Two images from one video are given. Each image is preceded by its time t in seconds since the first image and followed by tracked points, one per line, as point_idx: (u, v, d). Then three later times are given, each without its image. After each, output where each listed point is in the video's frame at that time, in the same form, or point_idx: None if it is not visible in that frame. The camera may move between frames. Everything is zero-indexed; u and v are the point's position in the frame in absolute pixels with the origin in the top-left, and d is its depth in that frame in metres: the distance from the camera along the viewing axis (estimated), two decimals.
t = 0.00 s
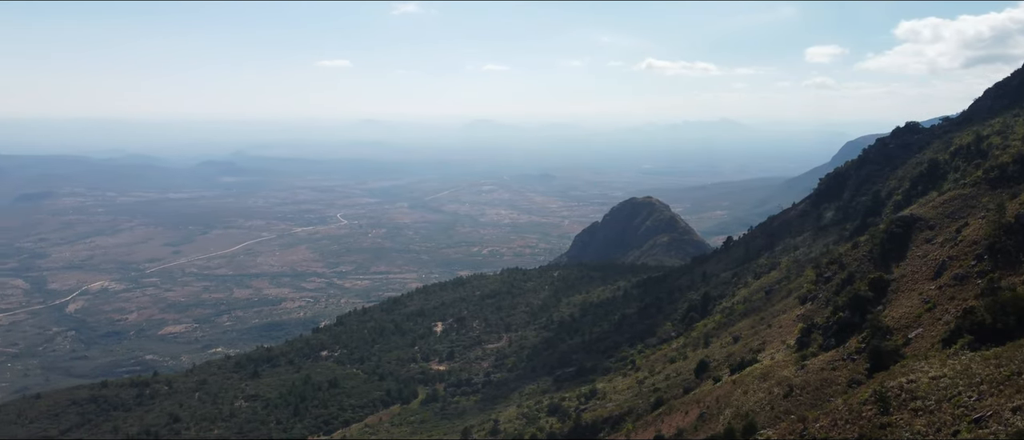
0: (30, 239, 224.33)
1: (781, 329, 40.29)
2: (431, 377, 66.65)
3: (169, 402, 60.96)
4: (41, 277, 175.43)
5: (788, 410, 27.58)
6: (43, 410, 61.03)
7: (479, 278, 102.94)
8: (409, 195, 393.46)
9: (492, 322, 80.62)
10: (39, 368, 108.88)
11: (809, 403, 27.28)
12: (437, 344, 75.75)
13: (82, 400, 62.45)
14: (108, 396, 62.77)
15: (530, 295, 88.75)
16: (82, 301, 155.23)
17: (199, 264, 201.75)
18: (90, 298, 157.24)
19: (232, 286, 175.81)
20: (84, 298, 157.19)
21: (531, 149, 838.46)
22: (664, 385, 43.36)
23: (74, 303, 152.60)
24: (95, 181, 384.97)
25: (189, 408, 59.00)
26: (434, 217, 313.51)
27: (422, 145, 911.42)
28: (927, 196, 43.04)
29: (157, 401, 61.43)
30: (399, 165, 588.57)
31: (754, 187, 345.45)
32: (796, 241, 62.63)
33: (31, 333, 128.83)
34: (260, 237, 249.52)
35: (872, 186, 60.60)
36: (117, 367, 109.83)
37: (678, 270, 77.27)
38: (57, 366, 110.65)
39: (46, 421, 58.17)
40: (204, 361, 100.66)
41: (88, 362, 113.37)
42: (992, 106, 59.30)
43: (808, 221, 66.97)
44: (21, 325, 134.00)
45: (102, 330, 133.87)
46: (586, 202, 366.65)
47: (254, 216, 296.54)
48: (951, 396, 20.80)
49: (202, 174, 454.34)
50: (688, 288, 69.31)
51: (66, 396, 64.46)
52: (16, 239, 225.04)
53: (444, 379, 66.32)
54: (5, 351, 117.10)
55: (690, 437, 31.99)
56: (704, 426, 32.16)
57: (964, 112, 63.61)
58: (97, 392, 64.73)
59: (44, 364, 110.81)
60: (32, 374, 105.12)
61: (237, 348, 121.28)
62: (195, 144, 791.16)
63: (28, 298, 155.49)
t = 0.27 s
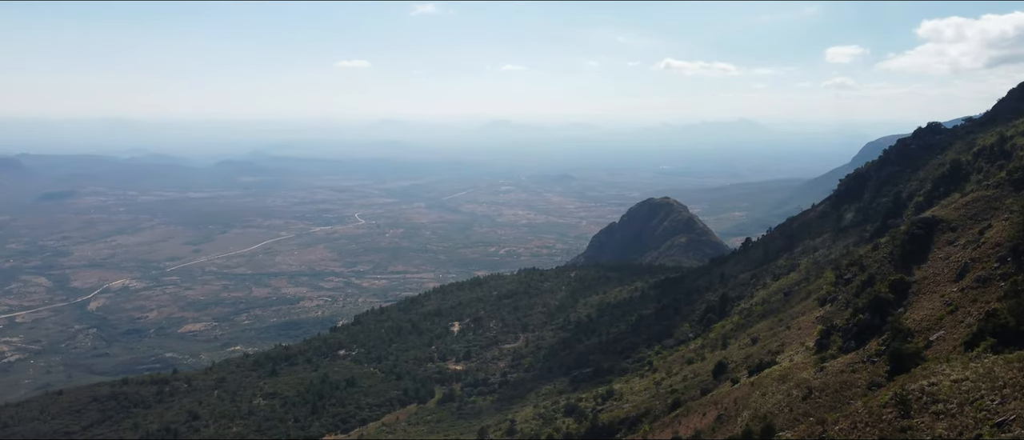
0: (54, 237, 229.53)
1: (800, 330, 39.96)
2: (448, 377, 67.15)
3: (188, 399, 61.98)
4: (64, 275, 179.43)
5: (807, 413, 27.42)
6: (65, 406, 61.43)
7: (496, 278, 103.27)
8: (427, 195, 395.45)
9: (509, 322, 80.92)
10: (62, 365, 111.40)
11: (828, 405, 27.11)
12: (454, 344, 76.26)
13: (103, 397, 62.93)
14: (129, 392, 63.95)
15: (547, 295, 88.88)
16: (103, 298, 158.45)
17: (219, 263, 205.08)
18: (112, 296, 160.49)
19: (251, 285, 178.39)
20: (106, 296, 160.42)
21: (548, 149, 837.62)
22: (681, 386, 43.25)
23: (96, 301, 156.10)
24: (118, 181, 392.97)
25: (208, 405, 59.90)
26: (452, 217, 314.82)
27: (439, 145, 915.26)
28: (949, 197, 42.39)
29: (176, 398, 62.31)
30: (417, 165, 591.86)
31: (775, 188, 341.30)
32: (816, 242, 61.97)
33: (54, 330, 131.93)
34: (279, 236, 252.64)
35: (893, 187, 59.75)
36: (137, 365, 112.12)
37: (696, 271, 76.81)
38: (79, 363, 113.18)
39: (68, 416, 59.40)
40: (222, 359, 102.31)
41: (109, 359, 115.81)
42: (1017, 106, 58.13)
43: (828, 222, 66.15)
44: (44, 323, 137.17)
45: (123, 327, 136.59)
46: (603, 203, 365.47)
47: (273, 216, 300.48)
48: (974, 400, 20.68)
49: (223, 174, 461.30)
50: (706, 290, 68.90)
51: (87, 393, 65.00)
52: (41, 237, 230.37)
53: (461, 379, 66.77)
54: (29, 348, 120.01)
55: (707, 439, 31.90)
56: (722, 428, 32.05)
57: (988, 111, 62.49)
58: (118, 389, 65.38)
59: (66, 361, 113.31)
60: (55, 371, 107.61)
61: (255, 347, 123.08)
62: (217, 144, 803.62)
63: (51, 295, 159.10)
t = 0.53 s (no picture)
0: (77, 236, 234.78)
1: (819, 333, 39.60)
2: (466, 377, 67.63)
3: (208, 396, 63.06)
4: (87, 273, 183.60)
5: (827, 416, 27.26)
6: (88, 401, 62.73)
7: (514, 278, 103.54)
8: (445, 195, 397.18)
9: (527, 322, 81.15)
10: (85, 362, 113.98)
11: (848, 408, 26.93)
12: (471, 344, 76.73)
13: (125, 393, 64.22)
14: (151, 389, 65.23)
15: (565, 296, 88.93)
16: (125, 297, 161.77)
17: (239, 262, 208.25)
18: (133, 295, 163.75)
19: (270, 284, 180.92)
20: (127, 294, 163.76)
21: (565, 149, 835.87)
22: (699, 388, 43.10)
23: (118, 299, 159.53)
24: (141, 181, 400.63)
25: (228, 403, 60.87)
26: (469, 217, 315.89)
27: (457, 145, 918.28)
28: (974, 198, 41.73)
29: (197, 396, 63.44)
30: (434, 165, 594.88)
31: (796, 189, 336.82)
32: (836, 244, 61.24)
33: (77, 328, 134.91)
34: (298, 235, 255.76)
35: (916, 188, 58.88)
36: (158, 363, 114.39)
37: (714, 272, 76.30)
38: (100, 360, 115.63)
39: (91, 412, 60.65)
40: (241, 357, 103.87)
41: (130, 357, 118.14)
42: None
43: (849, 224, 65.29)
44: (67, 320, 140.41)
45: (144, 325, 139.38)
46: (621, 203, 363.81)
47: (292, 215, 304.16)
48: (998, 404, 20.55)
49: (243, 174, 467.86)
50: (725, 291, 68.42)
51: (109, 390, 65.75)
52: (65, 235, 235.63)
53: (478, 378, 67.18)
54: (53, 345, 122.94)
55: None
56: (740, 430, 31.94)
57: (1014, 111, 61.31)
58: (140, 386, 66.67)
59: (88, 358, 115.85)
60: (78, 368, 110.13)
61: (274, 345, 124.80)
62: (238, 144, 815.22)
63: (74, 293, 162.78)
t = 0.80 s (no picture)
0: (101, 235, 240.42)
1: (841, 335, 39.20)
2: (484, 377, 68.09)
3: (229, 394, 64.13)
4: (110, 271, 188.13)
5: (848, 419, 27.06)
6: (112, 396, 63.79)
7: (533, 278, 103.79)
8: (463, 195, 398.71)
9: (545, 322, 81.38)
10: (108, 359, 116.67)
11: (870, 411, 26.78)
12: (489, 344, 77.14)
13: (147, 390, 65.23)
14: (173, 386, 66.23)
15: (583, 296, 88.89)
16: (147, 295, 165.19)
17: (260, 260, 211.56)
18: (156, 292, 167.40)
19: (290, 283, 183.49)
20: (149, 292, 167.24)
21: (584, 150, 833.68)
22: (719, 390, 42.93)
23: (141, 297, 163.26)
24: (164, 180, 408.98)
25: (248, 401, 61.86)
26: (488, 217, 316.85)
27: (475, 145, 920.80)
28: (999, 199, 40.98)
29: (218, 393, 64.64)
30: (453, 165, 597.54)
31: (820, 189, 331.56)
32: (858, 245, 60.43)
33: (101, 325, 138.30)
34: (318, 235, 258.99)
35: (940, 189, 57.92)
36: (179, 360, 116.76)
37: (734, 274, 75.71)
38: (123, 357, 118.32)
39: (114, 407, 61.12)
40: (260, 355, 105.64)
41: (152, 354, 120.79)
42: None
43: (871, 226, 64.36)
44: (91, 318, 143.85)
45: (167, 323, 142.33)
46: (641, 203, 361.79)
47: (312, 215, 307.91)
48: None
49: (264, 174, 474.70)
50: (745, 293, 67.85)
51: (131, 387, 66.90)
52: (89, 233, 241.51)
53: (496, 378, 67.56)
54: (76, 342, 126.01)
55: None
56: (760, 432, 31.80)
57: None
58: (162, 383, 67.90)
59: (111, 355, 118.56)
60: (102, 365, 112.81)
61: (293, 344, 126.62)
62: (259, 144, 827.18)
63: (98, 291, 166.65)
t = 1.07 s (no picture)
0: (125, 233, 246.08)
1: (863, 338, 38.73)
2: (503, 377, 68.45)
3: (249, 392, 65.34)
4: (133, 269, 192.69)
5: (870, 422, 26.86)
6: (135, 393, 65.34)
7: (551, 278, 103.88)
8: (482, 195, 399.82)
9: (564, 323, 81.47)
10: (130, 355, 119.46)
11: (892, 414, 26.54)
12: (508, 344, 77.49)
13: (168, 387, 66.65)
14: (194, 384, 67.62)
15: (602, 297, 88.79)
16: (169, 293, 168.82)
17: (280, 259, 214.75)
18: (178, 291, 171.07)
19: (310, 282, 186.00)
20: (171, 290, 170.82)
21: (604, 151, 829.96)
22: (738, 392, 42.68)
23: (163, 294, 166.95)
24: (187, 179, 417.09)
25: (268, 398, 63.03)
26: (507, 217, 317.41)
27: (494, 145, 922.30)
28: None
29: (238, 391, 65.89)
30: (473, 165, 599.40)
31: (844, 189, 325.72)
32: (881, 246, 59.55)
33: (124, 322, 141.66)
34: (338, 234, 261.94)
35: (966, 190, 56.85)
36: (201, 357, 119.16)
37: (754, 275, 74.97)
38: (145, 354, 121.05)
39: (137, 403, 62.48)
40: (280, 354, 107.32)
41: (174, 351, 123.39)
42: None
43: (895, 227, 63.37)
44: (114, 315, 147.47)
45: (188, 321, 145.32)
46: (661, 204, 359.22)
47: (331, 214, 311.43)
48: None
49: (285, 173, 481.36)
50: (765, 295, 67.22)
51: (153, 384, 68.48)
52: (112, 232, 247.46)
53: (515, 378, 67.90)
54: (100, 339, 129.36)
55: None
56: (780, 435, 31.55)
57: None
58: (183, 380, 69.36)
59: (134, 352, 121.36)
60: (124, 362, 115.56)
61: (313, 342, 128.43)
62: (280, 144, 838.56)
63: (121, 289, 170.72)
